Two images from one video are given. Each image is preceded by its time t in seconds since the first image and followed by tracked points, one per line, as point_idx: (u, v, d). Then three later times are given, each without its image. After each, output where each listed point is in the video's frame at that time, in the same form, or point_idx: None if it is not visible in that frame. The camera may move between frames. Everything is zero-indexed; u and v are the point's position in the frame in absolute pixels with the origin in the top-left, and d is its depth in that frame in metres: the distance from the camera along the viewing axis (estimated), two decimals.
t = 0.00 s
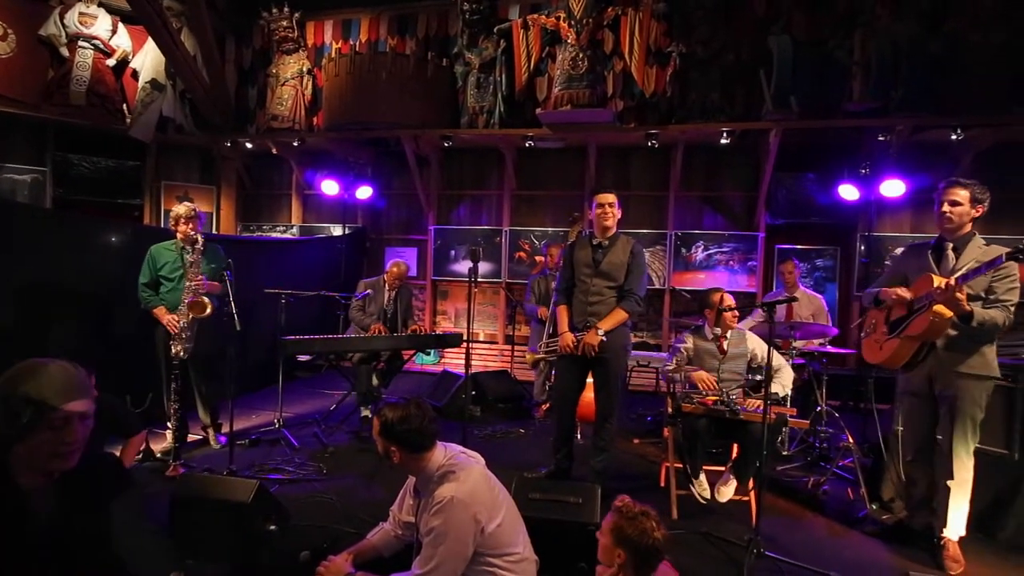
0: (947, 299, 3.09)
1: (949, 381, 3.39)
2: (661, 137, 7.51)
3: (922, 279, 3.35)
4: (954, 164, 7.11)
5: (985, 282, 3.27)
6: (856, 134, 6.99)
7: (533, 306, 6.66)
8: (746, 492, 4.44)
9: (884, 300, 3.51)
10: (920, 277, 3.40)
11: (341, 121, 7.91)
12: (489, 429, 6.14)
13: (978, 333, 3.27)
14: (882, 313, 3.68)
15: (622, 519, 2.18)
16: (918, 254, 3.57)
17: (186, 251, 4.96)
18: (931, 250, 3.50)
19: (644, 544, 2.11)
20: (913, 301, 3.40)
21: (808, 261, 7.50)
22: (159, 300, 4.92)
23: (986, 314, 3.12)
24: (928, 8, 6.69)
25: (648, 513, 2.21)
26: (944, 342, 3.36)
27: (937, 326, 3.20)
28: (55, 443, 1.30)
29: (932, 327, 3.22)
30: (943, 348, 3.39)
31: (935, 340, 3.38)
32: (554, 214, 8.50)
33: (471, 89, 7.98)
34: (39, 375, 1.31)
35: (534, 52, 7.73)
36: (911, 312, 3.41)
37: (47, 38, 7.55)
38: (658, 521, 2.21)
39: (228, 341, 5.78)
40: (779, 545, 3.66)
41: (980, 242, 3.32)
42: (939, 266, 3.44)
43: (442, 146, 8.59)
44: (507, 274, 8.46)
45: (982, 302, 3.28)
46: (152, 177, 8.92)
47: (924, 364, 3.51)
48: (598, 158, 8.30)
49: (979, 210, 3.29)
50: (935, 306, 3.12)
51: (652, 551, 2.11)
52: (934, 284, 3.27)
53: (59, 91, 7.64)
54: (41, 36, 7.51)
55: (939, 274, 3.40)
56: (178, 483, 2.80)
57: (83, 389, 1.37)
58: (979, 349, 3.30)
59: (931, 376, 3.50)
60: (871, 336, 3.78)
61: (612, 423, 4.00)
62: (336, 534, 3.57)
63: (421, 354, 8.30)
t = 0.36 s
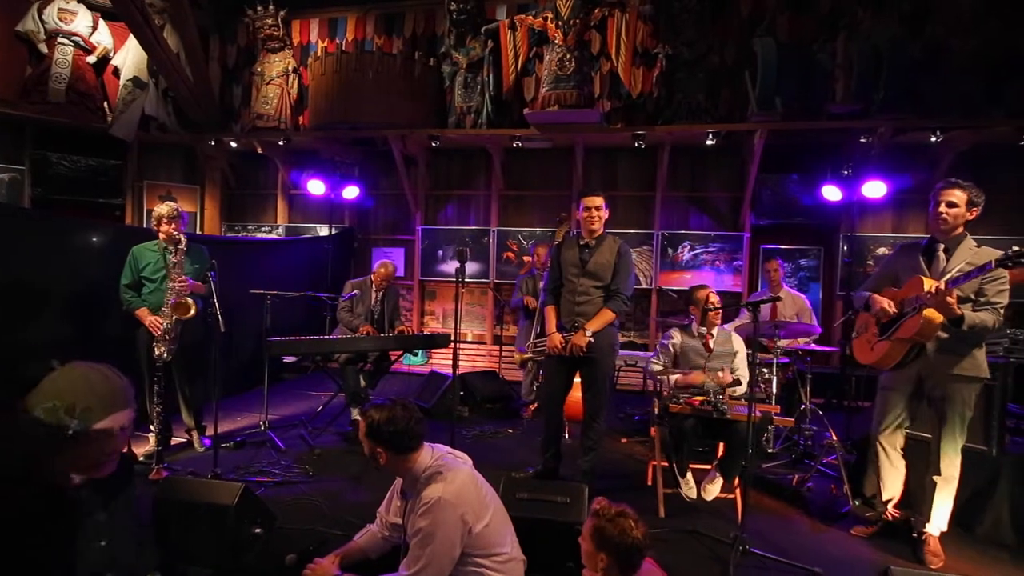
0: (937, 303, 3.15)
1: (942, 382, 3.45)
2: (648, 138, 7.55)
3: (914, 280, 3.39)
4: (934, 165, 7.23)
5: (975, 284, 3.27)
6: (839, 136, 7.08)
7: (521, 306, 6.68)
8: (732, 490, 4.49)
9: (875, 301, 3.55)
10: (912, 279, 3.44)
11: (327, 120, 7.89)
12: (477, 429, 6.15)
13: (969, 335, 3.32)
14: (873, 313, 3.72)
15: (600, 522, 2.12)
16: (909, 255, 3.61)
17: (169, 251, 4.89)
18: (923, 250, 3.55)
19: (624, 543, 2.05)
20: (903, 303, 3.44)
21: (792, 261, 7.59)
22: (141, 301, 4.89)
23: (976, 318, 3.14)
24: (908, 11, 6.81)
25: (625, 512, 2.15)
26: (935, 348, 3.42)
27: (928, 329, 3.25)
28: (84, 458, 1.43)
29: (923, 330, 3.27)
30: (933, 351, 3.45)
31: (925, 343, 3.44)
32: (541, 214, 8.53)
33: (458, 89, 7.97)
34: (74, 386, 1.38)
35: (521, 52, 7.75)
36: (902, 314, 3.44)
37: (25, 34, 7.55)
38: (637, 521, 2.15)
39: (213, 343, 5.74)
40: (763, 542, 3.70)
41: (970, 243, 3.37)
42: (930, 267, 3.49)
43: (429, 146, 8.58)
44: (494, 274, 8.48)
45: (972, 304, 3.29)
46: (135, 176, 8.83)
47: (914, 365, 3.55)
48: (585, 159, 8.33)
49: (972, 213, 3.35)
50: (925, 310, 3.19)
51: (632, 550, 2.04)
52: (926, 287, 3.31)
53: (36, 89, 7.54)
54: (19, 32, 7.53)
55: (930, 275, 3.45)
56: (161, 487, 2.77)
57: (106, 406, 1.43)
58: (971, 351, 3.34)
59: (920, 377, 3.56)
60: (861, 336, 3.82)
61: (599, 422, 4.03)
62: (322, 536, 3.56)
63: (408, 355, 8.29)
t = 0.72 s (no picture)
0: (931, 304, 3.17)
1: (925, 380, 3.48)
2: (642, 139, 7.57)
3: (905, 279, 3.41)
4: (924, 166, 7.30)
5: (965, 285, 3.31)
6: (830, 137, 7.13)
7: (515, 307, 6.70)
8: (724, 489, 4.51)
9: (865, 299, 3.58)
10: (903, 278, 3.47)
11: (320, 120, 7.87)
12: (471, 430, 6.16)
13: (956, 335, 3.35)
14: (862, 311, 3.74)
15: (590, 523, 2.13)
16: (901, 253, 3.63)
17: (164, 251, 4.92)
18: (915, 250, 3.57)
19: (612, 544, 2.05)
20: (895, 302, 3.46)
21: (784, 262, 7.64)
22: (136, 301, 4.86)
23: (966, 321, 3.20)
24: (898, 14, 6.87)
25: (614, 513, 2.16)
26: (923, 348, 3.46)
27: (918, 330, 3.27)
28: (137, 494, 1.35)
29: (913, 330, 3.31)
30: (920, 351, 3.48)
31: (913, 343, 3.47)
32: (535, 214, 8.55)
33: (452, 89, 7.97)
34: (102, 421, 1.34)
35: (514, 53, 7.76)
36: (893, 313, 3.47)
37: (13, 32, 7.48)
38: (626, 520, 2.15)
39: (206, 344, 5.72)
40: (755, 541, 3.73)
41: (963, 245, 3.41)
42: (922, 267, 3.52)
43: (423, 146, 8.58)
44: (488, 274, 8.49)
45: (960, 305, 3.32)
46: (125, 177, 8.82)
47: (899, 363, 3.60)
48: (579, 160, 8.35)
49: (968, 214, 3.37)
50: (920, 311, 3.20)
51: (621, 549, 2.05)
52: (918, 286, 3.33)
53: (25, 88, 7.52)
54: (7, 30, 7.45)
55: (922, 274, 3.48)
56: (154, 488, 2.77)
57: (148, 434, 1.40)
58: (956, 352, 3.39)
59: (906, 375, 3.60)
60: (849, 333, 3.84)
61: (593, 422, 4.04)
62: (316, 538, 3.57)
63: (402, 356, 8.29)
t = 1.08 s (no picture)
0: (910, 304, 3.22)
1: (913, 379, 3.52)
2: (634, 140, 7.60)
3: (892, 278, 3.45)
4: (914, 167, 7.36)
5: (952, 286, 3.33)
6: (822, 139, 7.17)
7: (509, 307, 6.71)
8: (717, 488, 4.54)
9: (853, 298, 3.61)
10: (890, 277, 3.50)
11: (313, 121, 7.84)
12: (465, 430, 6.16)
13: (943, 335, 3.37)
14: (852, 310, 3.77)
15: (584, 520, 2.13)
16: (891, 253, 3.67)
17: (163, 253, 4.94)
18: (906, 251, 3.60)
19: (605, 541, 2.06)
20: (881, 301, 3.49)
21: (776, 262, 7.68)
22: (134, 303, 4.89)
23: (946, 319, 3.23)
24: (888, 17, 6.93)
25: (607, 510, 2.16)
26: (909, 347, 3.49)
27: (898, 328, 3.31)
28: (143, 479, 1.21)
29: (895, 329, 3.35)
30: (906, 351, 3.51)
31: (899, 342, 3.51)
32: (529, 215, 8.56)
33: (445, 90, 7.98)
34: (104, 409, 1.17)
35: (508, 54, 7.77)
36: (878, 312, 3.50)
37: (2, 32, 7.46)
38: (620, 518, 2.16)
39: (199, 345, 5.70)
40: (747, 539, 3.75)
41: (954, 245, 3.41)
42: (911, 267, 3.55)
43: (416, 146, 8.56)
44: (482, 275, 8.50)
45: (946, 305, 3.36)
46: (115, 177, 8.79)
47: (886, 363, 3.64)
48: (572, 160, 8.37)
49: (955, 214, 3.39)
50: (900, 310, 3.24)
51: (613, 546, 2.06)
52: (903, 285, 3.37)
53: (15, 87, 7.50)
54: None
55: (910, 274, 3.51)
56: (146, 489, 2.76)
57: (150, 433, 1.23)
58: (941, 352, 3.42)
59: (894, 373, 3.63)
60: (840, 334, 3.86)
61: (586, 422, 4.05)
62: (309, 540, 3.57)
63: (395, 357, 8.29)
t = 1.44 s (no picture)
0: (891, 302, 3.30)
1: (903, 377, 3.54)
2: (627, 140, 7.62)
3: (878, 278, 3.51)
4: (905, 167, 7.41)
5: (938, 285, 3.39)
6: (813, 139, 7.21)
7: (503, 307, 6.72)
8: (710, 487, 4.56)
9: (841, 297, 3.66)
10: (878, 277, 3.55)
11: (305, 121, 7.81)
12: (459, 431, 6.16)
13: (934, 334, 3.39)
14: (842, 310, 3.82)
15: (575, 517, 2.14)
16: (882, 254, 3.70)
17: (162, 255, 4.90)
18: (896, 251, 3.63)
19: (594, 537, 2.07)
20: (868, 300, 3.55)
21: (769, 261, 7.72)
22: (134, 305, 4.86)
23: (929, 317, 3.27)
24: (878, 18, 6.98)
25: (599, 507, 2.17)
26: (896, 346, 3.54)
27: (882, 327, 3.36)
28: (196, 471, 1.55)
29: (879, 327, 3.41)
30: (895, 349, 3.55)
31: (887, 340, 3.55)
32: (523, 215, 8.57)
33: (439, 90, 7.98)
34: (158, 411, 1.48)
35: (501, 54, 7.78)
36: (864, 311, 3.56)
37: None
38: (611, 515, 2.16)
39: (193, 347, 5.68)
40: (741, 537, 3.77)
41: (943, 244, 3.41)
42: (901, 268, 3.56)
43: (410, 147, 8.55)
44: (476, 275, 8.51)
45: (934, 304, 3.40)
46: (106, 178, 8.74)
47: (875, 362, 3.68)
48: (566, 160, 8.38)
49: (944, 214, 3.41)
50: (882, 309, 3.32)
51: (604, 542, 2.06)
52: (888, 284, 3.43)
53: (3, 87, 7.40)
54: None
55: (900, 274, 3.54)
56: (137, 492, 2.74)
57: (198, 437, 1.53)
58: (930, 351, 3.44)
59: (885, 371, 3.66)
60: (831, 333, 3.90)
61: (581, 422, 4.05)
62: (303, 542, 3.57)
63: (390, 358, 8.29)
